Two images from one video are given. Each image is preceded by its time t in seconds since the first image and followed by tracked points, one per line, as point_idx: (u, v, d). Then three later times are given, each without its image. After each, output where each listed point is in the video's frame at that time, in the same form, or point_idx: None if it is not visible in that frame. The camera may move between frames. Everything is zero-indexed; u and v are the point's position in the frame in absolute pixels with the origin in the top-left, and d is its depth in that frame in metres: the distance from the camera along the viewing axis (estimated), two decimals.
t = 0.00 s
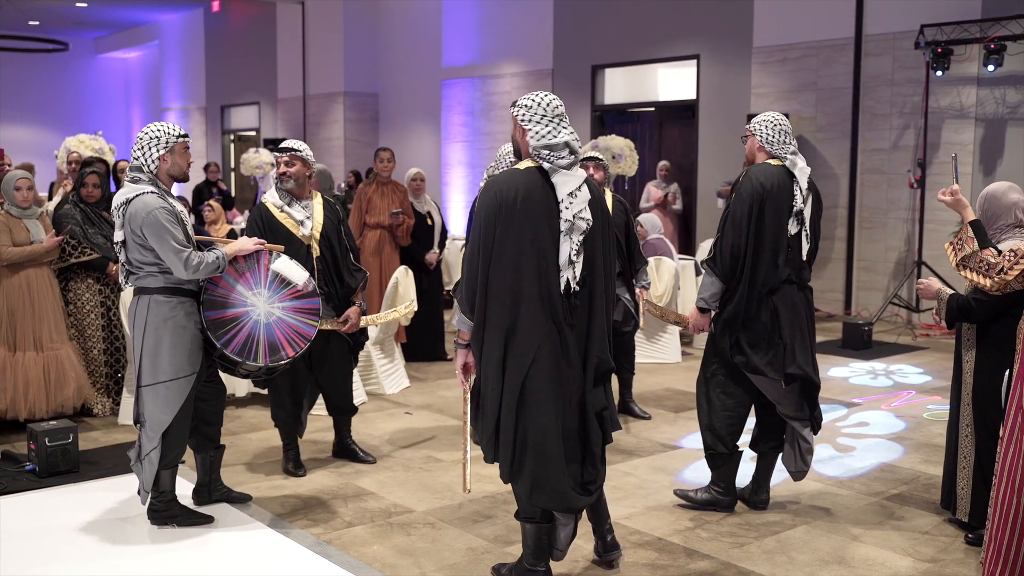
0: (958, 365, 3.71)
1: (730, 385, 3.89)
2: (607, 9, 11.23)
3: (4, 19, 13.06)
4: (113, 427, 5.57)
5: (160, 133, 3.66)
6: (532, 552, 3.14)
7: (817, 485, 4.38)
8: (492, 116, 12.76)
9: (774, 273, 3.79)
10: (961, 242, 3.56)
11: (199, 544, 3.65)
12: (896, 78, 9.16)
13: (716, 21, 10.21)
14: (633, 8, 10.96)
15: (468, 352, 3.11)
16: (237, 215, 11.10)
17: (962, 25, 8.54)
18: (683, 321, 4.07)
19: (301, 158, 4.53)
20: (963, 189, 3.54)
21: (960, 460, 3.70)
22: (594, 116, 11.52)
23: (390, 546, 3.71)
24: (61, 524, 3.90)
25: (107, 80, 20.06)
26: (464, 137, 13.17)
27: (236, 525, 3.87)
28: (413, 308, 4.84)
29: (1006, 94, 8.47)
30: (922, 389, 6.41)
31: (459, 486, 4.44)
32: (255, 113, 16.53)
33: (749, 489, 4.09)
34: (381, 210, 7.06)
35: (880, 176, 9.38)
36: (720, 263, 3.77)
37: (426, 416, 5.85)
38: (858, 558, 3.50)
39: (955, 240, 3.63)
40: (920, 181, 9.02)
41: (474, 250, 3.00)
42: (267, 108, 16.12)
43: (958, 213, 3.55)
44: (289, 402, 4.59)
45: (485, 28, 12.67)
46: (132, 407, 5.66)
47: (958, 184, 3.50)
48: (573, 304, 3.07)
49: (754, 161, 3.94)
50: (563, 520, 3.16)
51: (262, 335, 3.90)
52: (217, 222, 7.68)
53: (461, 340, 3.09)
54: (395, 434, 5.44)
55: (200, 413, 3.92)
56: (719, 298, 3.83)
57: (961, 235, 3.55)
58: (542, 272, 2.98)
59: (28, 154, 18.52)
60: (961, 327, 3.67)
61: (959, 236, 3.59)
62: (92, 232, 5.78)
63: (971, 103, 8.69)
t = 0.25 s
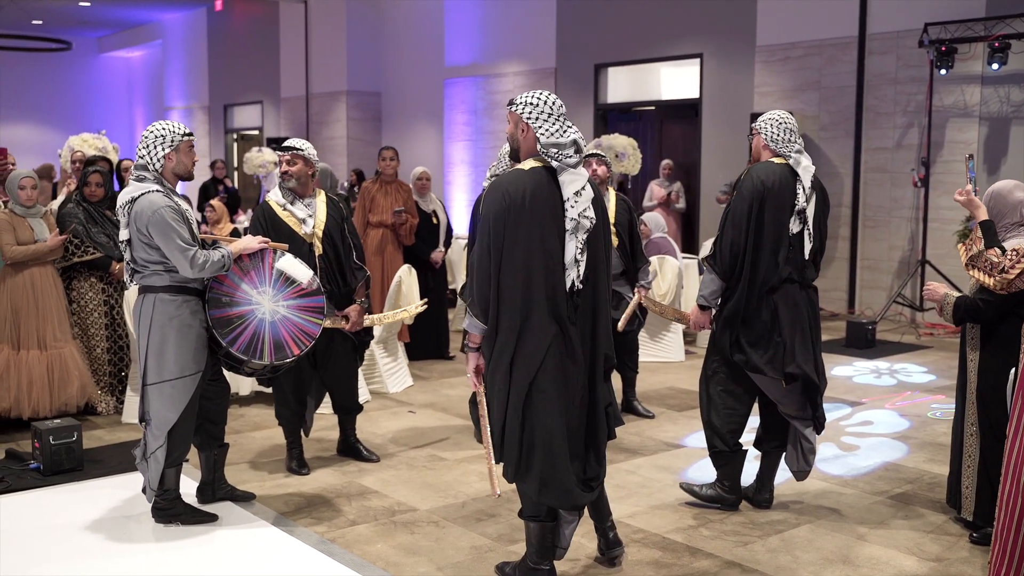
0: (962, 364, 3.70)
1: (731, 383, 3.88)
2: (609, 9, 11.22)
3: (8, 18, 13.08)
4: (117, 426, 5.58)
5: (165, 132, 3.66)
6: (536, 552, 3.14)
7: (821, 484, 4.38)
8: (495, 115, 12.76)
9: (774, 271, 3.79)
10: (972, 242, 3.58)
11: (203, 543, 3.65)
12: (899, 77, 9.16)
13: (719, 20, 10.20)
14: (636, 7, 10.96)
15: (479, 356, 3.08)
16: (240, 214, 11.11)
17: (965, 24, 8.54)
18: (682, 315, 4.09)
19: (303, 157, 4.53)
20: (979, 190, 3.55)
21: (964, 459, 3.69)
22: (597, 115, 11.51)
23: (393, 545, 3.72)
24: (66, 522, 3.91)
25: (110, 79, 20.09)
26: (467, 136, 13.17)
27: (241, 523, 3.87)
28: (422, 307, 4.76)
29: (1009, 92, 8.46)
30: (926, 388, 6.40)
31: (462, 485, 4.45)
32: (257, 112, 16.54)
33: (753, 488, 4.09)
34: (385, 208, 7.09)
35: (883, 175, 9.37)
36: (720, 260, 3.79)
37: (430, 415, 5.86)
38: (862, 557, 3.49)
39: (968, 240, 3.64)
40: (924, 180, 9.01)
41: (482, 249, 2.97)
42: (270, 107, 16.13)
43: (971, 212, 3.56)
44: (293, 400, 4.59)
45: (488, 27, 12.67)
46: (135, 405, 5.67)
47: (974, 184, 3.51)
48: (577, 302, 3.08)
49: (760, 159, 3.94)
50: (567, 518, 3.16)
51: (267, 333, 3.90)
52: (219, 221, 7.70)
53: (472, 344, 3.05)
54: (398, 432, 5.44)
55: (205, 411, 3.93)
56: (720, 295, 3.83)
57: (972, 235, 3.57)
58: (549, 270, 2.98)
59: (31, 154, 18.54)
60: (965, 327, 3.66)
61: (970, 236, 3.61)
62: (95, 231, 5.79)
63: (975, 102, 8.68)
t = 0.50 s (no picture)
0: (968, 363, 3.70)
1: (733, 382, 3.88)
2: (614, 7, 11.21)
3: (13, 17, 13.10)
4: (121, 424, 5.59)
5: (171, 130, 3.66)
6: (540, 550, 3.15)
7: (826, 483, 4.37)
8: (499, 114, 12.75)
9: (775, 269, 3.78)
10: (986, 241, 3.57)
11: (208, 541, 3.66)
12: (904, 75, 9.13)
13: (724, 18, 10.18)
14: (640, 6, 10.94)
15: (482, 356, 3.09)
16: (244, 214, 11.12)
17: (971, 22, 8.51)
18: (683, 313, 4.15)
19: (314, 155, 4.56)
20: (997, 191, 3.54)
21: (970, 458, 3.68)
22: (602, 114, 11.50)
23: (398, 543, 3.72)
24: (72, 520, 3.92)
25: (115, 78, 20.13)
26: (471, 135, 13.16)
27: (246, 522, 3.88)
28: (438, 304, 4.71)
29: (1016, 90, 8.43)
30: (931, 387, 6.39)
31: (467, 483, 4.44)
32: (262, 111, 16.54)
33: (757, 487, 4.08)
34: (389, 206, 7.09)
35: (888, 173, 9.35)
36: (721, 258, 3.79)
37: (434, 413, 5.86)
38: (867, 556, 3.49)
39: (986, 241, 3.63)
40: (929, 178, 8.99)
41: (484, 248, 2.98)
42: (274, 106, 16.14)
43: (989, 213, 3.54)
44: (300, 397, 4.59)
45: (492, 25, 12.66)
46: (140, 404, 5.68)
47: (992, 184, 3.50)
48: (581, 301, 3.08)
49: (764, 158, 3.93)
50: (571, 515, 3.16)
51: (272, 331, 3.93)
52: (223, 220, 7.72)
53: (477, 344, 3.07)
54: (402, 431, 5.44)
55: (210, 409, 3.94)
56: (721, 292, 3.84)
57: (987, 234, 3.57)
58: (552, 269, 2.98)
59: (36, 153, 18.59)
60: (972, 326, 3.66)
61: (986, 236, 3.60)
62: (101, 229, 5.79)
63: (981, 100, 8.65)
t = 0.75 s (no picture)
0: (973, 362, 3.69)
1: (734, 382, 3.88)
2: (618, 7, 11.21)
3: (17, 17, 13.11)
4: (125, 424, 5.60)
5: (168, 130, 3.68)
6: (543, 550, 3.15)
7: (829, 483, 4.36)
8: (503, 113, 12.76)
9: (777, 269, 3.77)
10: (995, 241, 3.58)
11: (211, 540, 3.66)
12: (908, 75, 9.13)
13: (727, 17, 10.17)
14: (644, 5, 10.94)
15: (472, 352, 3.10)
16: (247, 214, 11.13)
17: (976, 21, 8.52)
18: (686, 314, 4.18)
19: (335, 154, 4.59)
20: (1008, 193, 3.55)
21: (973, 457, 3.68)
22: (606, 113, 11.50)
23: (401, 543, 3.72)
24: (75, 519, 3.92)
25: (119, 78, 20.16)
26: (475, 135, 13.17)
27: (249, 521, 3.88)
28: (445, 301, 4.81)
29: (1020, 90, 8.43)
30: (935, 386, 6.38)
31: (469, 483, 4.45)
32: (266, 111, 16.56)
33: (760, 487, 4.07)
34: (391, 206, 7.11)
35: (892, 173, 9.34)
36: (723, 258, 3.79)
37: (437, 413, 5.86)
38: (870, 556, 3.48)
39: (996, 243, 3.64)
40: (934, 178, 8.98)
41: (484, 248, 2.98)
42: (278, 106, 16.16)
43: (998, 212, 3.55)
44: (307, 396, 4.60)
45: (496, 25, 12.66)
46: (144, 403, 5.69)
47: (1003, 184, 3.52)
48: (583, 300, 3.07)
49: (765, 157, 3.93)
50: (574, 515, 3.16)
51: (275, 331, 3.91)
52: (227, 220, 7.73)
53: (467, 340, 3.07)
54: (406, 430, 5.45)
55: (214, 409, 3.94)
56: (722, 292, 3.84)
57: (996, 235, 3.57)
58: (552, 268, 2.97)
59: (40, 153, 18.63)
60: (978, 325, 3.65)
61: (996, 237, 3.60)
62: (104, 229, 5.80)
63: (985, 99, 8.65)
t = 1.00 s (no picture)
0: (976, 363, 3.69)
1: (739, 383, 3.88)
2: (620, 7, 11.21)
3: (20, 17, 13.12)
4: (128, 424, 5.61)
5: (168, 131, 3.68)
6: (546, 551, 3.15)
7: (831, 483, 4.36)
8: (506, 113, 12.76)
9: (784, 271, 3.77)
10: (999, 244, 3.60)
11: (212, 540, 3.66)
12: (911, 75, 9.12)
13: (730, 17, 10.17)
14: (647, 6, 10.94)
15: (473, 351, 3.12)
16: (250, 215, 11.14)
17: (979, 21, 8.51)
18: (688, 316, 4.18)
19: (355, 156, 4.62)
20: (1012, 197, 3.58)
21: (974, 458, 3.68)
22: (609, 113, 11.50)
23: (403, 543, 3.72)
24: (77, 519, 3.93)
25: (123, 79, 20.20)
26: (478, 135, 13.17)
27: (251, 521, 3.89)
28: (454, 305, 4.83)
29: None
30: (938, 387, 6.37)
31: (471, 483, 4.45)
32: (269, 111, 16.57)
33: (763, 487, 4.07)
34: (394, 206, 7.20)
35: (895, 173, 9.33)
36: (726, 259, 3.78)
37: (440, 413, 5.86)
38: (872, 556, 3.48)
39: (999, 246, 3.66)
40: (937, 178, 8.98)
41: (481, 248, 2.98)
42: (281, 107, 16.18)
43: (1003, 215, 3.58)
44: (314, 394, 4.61)
45: (499, 26, 12.66)
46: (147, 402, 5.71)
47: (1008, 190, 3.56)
48: (583, 298, 3.06)
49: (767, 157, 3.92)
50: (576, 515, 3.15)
51: (277, 331, 3.92)
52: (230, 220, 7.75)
53: (467, 339, 3.09)
54: (408, 431, 5.45)
55: (216, 409, 3.95)
56: (727, 294, 3.84)
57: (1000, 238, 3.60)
58: (549, 267, 2.97)
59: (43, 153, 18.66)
60: (981, 327, 3.65)
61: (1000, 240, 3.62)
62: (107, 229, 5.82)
63: (989, 99, 8.66)
